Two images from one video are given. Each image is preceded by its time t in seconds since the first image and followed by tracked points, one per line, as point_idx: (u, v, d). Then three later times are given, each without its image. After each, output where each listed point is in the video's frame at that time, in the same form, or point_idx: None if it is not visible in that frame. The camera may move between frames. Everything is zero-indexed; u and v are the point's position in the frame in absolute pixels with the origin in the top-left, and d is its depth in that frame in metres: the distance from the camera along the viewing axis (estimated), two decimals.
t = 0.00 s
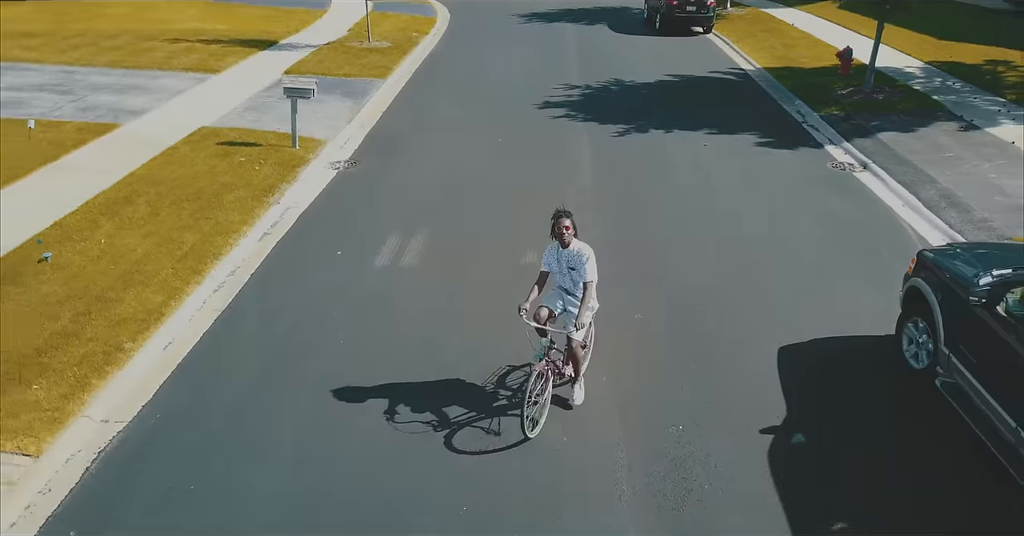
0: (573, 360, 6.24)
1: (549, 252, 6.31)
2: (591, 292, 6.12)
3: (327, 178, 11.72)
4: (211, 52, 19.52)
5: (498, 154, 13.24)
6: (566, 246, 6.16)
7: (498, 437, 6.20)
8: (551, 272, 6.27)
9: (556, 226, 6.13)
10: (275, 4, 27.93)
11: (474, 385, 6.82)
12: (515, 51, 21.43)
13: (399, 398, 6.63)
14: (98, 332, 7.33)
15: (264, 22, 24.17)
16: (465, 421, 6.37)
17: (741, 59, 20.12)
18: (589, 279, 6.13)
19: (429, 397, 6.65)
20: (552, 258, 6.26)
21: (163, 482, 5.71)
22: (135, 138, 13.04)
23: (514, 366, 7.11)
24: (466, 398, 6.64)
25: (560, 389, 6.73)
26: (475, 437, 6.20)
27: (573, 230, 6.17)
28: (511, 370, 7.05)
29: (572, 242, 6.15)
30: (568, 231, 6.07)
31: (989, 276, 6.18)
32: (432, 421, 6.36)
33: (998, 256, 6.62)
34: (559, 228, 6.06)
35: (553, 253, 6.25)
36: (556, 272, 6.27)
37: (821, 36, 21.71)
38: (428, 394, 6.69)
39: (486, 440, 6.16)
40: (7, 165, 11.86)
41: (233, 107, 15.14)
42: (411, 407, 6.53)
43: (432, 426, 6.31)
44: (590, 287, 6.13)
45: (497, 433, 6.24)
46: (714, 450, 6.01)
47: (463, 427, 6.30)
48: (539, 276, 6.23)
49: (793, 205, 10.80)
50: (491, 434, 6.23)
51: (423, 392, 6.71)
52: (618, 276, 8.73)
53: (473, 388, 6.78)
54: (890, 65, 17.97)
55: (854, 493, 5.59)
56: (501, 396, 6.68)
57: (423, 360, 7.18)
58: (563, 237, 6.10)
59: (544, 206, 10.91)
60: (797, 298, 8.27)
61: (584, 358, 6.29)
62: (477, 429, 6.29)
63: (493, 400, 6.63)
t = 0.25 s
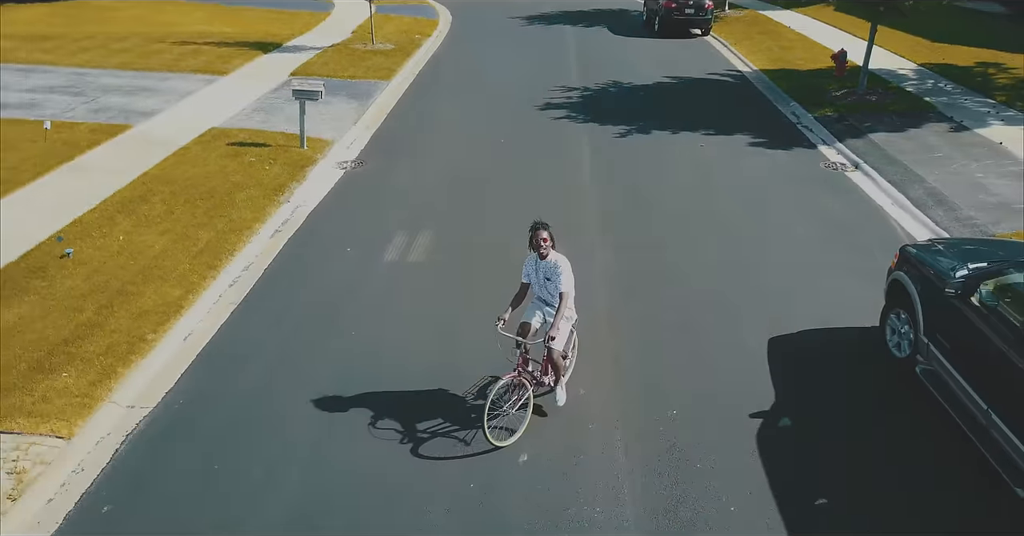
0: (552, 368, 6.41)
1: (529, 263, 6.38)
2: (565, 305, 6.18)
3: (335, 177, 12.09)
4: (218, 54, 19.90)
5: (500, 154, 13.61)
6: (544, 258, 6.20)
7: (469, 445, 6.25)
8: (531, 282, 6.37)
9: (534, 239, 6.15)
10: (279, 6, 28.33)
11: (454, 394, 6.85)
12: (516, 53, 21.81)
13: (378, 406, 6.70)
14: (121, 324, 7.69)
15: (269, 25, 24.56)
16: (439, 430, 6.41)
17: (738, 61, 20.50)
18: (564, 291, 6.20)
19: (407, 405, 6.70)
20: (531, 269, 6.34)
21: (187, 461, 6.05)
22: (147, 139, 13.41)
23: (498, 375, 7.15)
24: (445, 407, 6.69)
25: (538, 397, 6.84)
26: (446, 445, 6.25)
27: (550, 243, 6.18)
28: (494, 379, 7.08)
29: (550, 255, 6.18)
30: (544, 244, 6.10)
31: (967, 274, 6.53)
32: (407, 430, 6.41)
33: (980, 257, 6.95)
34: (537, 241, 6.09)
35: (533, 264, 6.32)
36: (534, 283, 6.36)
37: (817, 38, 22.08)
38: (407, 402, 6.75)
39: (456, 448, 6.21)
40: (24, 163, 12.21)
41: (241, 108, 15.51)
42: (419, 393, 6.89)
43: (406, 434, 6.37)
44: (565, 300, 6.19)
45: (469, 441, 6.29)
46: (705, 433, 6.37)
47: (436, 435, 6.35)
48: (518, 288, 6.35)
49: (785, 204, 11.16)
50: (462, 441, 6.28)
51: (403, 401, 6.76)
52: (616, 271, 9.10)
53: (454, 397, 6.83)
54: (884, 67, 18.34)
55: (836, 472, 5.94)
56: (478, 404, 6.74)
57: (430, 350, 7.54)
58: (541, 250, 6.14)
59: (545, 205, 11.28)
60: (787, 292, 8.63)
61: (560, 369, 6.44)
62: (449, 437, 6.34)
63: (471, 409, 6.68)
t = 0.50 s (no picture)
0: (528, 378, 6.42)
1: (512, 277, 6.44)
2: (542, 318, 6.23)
3: (341, 178, 12.41)
4: (224, 56, 20.22)
5: (502, 155, 13.92)
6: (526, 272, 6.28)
7: (440, 454, 6.34)
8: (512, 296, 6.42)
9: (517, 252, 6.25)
10: (283, 8, 28.65)
11: (436, 407, 6.92)
12: (517, 55, 22.12)
13: (358, 418, 6.76)
14: (138, 320, 8.00)
15: (274, 27, 24.86)
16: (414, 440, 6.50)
17: (737, 63, 20.80)
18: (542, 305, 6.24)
19: (387, 417, 6.76)
20: (513, 283, 6.40)
21: (206, 450, 6.35)
22: (157, 141, 13.71)
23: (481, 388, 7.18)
24: (425, 419, 6.75)
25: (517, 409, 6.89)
26: (418, 455, 6.34)
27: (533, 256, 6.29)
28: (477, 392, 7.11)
29: (532, 269, 6.27)
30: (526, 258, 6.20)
31: (949, 272, 6.81)
32: (383, 441, 6.49)
33: (964, 255, 7.22)
34: (519, 254, 6.19)
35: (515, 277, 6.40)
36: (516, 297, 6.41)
37: (814, 41, 22.39)
38: (387, 414, 6.80)
39: (426, 458, 6.30)
40: (37, 163, 12.49)
41: (248, 110, 15.82)
42: (426, 386, 7.20)
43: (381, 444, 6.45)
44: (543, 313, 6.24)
45: (440, 450, 6.38)
46: (699, 424, 6.68)
47: (409, 446, 6.43)
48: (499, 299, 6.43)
49: (780, 205, 11.47)
50: (433, 451, 6.37)
51: (383, 413, 6.82)
52: (615, 270, 9.41)
53: (435, 410, 6.87)
54: (880, 69, 18.65)
55: (825, 460, 6.24)
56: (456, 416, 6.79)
57: (437, 346, 7.86)
58: (523, 264, 6.23)
59: (547, 205, 11.58)
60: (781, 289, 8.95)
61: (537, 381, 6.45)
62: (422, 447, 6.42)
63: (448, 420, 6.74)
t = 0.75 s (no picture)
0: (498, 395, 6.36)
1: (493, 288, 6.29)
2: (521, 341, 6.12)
3: (348, 180, 12.72)
4: (230, 59, 20.54)
5: (504, 157, 14.23)
6: (510, 290, 6.11)
7: (416, 474, 6.32)
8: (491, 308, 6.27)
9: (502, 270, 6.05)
10: (287, 11, 28.98)
11: (410, 424, 6.90)
12: (519, 58, 22.43)
13: (333, 436, 6.74)
14: (156, 317, 8.33)
15: (278, 30, 25.19)
16: (390, 459, 6.47)
17: (734, 66, 21.12)
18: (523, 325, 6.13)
19: (361, 435, 6.73)
20: (494, 297, 6.24)
21: (225, 440, 6.67)
22: (167, 143, 14.03)
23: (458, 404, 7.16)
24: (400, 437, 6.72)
25: (492, 425, 6.88)
26: (393, 475, 6.32)
27: (518, 275, 6.09)
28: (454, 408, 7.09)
29: (516, 288, 6.10)
30: (511, 277, 6.00)
31: (932, 271, 7.14)
32: (359, 460, 6.46)
33: (946, 254, 7.55)
34: (504, 272, 5.99)
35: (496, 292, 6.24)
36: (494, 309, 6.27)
37: (811, 44, 22.70)
38: (361, 433, 6.77)
39: (402, 479, 6.27)
40: (51, 164, 12.78)
41: (256, 112, 16.14)
42: (433, 380, 7.52)
43: (356, 464, 6.43)
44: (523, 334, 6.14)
45: (415, 469, 6.37)
46: (693, 415, 7.00)
47: (384, 465, 6.41)
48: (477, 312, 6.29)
49: (775, 206, 11.79)
50: (409, 471, 6.35)
51: (357, 431, 6.79)
52: (614, 269, 9.74)
53: (411, 428, 6.84)
54: (875, 73, 18.97)
55: (813, 450, 6.56)
56: (430, 434, 6.77)
57: (442, 342, 8.19)
58: (507, 282, 6.03)
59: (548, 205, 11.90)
60: (774, 288, 9.27)
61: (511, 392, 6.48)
62: (397, 466, 6.40)
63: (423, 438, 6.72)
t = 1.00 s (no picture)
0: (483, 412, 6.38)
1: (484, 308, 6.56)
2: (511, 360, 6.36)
3: (355, 182, 12.99)
4: (236, 62, 20.82)
5: (507, 159, 14.50)
6: (502, 309, 6.37)
7: (406, 498, 6.28)
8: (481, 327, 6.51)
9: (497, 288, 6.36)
10: (290, 14, 29.27)
11: (394, 441, 6.85)
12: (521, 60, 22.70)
13: (319, 455, 6.69)
14: (173, 316, 8.59)
15: (282, 32, 25.46)
16: (378, 482, 6.42)
17: (734, 69, 21.40)
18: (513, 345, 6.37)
19: (346, 454, 6.68)
20: (485, 317, 6.50)
21: (243, 434, 6.93)
22: (176, 146, 14.30)
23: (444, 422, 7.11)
24: (386, 457, 6.67)
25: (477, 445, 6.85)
26: (383, 498, 6.27)
27: (510, 294, 6.39)
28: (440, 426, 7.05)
29: (509, 307, 6.37)
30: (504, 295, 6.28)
31: (922, 272, 7.39)
32: (348, 483, 6.40)
33: (936, 255, 7.81)
34: (496, 289, 6.28)
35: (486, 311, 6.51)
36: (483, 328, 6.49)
37: (810, 46, 22.97)
38: (346, 452, 6.71)
39: (393, 503, 6.23)
40: (63, 166, 13.04)
41: (263, 115, 16.41)
42: (441, 377, 7.79)
43: (345, 487, 6.37)
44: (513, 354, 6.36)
45: (405, 493, 6.32)
46: (693, 410, 7.28)
47: (373, 488, 6.36)
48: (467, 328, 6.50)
49: (773, 207, 12.05)
50: (399, 495, 6.30)
51: (341, 450, 6.73)
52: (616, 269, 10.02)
53: (396, 447, 6.79)
54: (872, 76, 19.24)
55: (809, 443, 6.82)
56: (416, 453, 6.73)
57: (450, 340, 8.46)
58: (500, 300, 6.32)
59: (551, 207, 12.17)
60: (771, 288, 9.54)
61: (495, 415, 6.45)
62: (386, 489, 6.35)
63: (408, 458, 6.67)
